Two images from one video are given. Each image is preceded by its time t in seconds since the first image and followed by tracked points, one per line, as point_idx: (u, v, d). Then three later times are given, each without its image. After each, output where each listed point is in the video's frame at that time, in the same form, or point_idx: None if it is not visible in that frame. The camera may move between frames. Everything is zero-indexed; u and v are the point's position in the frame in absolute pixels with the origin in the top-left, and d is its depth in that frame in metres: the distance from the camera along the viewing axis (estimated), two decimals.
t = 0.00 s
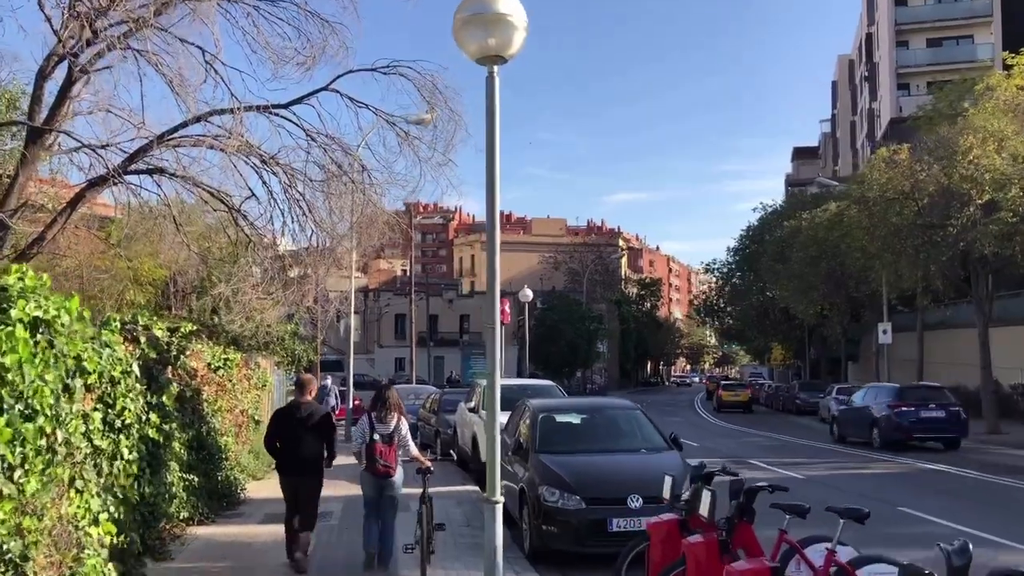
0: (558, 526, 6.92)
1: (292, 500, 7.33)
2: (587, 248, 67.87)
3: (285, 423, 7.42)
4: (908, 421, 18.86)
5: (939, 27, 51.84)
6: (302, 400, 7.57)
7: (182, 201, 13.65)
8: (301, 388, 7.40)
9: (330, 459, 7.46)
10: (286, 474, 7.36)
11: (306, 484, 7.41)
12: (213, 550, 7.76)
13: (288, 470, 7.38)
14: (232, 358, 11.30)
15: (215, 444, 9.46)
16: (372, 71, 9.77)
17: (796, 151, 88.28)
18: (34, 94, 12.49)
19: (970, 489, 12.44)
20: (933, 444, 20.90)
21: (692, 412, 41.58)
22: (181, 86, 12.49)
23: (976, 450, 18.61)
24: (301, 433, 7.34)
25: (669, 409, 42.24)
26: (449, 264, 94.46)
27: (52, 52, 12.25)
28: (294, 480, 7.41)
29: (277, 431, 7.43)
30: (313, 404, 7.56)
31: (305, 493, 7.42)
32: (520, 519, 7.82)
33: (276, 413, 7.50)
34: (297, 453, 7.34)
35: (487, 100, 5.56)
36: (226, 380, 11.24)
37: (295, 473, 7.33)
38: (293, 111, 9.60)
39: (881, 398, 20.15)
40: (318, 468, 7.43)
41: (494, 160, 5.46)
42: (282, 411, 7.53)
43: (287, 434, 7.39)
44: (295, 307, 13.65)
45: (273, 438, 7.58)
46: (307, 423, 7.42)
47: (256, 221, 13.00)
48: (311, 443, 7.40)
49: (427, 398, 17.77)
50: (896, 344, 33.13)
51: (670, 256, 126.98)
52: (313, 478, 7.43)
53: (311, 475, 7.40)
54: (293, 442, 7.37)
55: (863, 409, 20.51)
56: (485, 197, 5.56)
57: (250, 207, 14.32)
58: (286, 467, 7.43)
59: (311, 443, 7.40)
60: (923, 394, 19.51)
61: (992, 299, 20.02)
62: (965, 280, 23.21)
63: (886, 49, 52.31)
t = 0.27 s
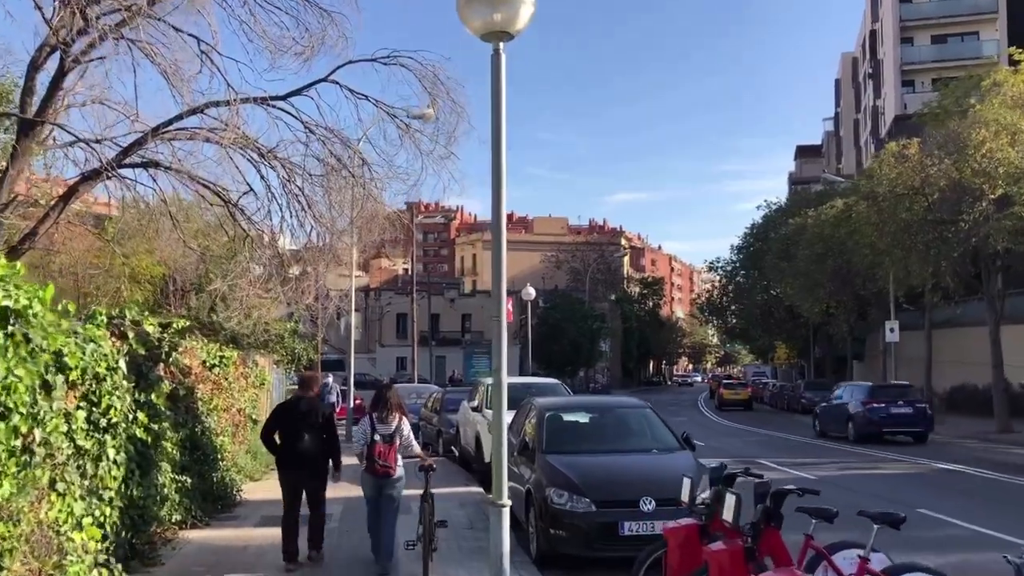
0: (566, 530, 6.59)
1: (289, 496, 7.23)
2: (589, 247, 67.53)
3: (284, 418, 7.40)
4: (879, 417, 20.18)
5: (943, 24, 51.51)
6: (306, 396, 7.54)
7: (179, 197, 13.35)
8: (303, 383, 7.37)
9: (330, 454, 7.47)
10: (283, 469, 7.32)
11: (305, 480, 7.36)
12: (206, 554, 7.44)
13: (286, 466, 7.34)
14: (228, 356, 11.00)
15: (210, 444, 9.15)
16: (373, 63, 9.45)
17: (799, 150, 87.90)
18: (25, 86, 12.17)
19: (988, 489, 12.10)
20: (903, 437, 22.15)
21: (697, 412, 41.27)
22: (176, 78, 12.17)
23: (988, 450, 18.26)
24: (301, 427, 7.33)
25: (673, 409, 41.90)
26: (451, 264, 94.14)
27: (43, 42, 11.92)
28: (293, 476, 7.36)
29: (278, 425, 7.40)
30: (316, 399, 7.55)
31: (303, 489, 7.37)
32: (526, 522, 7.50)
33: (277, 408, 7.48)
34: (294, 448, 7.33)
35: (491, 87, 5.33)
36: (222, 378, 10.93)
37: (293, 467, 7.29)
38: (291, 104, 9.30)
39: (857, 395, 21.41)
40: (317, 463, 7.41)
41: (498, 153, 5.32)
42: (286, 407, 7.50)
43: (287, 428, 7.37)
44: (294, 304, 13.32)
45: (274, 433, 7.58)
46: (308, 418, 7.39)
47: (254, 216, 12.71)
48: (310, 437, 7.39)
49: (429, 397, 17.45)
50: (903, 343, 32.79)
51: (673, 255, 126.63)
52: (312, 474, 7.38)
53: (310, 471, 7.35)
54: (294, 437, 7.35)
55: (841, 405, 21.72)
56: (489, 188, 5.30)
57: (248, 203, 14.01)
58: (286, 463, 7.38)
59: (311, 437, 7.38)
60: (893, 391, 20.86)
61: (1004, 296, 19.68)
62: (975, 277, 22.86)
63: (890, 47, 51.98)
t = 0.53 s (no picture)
0: (576, 544, 6.22)
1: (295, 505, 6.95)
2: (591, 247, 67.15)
3: (291, 423, 7.10)
4: (855, 416, 21.25)
5: (949, 22, 51.12)
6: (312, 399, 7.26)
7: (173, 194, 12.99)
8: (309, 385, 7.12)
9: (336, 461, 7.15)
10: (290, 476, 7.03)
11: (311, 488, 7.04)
12: (195, 567, 7.07)
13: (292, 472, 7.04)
14: (222, 358, 10.65)
15: (201, 449, 8.78)
16: (372, 56, 9.18)
17: (802, 150, 87.43)
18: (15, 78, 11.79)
19: (1008, 495, 11.72)
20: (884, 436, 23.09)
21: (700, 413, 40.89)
22: (171, 70, 11.80)
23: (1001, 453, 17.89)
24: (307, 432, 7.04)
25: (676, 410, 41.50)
26: (452, 263, 93.75)
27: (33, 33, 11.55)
28: (298, 485, 7.06)
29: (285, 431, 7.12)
30: (322, 403, 7.28)
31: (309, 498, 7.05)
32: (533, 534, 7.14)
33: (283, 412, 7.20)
34: (300, 454, 7.03)
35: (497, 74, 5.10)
36: (216, 381, 10.58)
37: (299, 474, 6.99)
38: (286, 98, 9.00)
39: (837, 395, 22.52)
40: (323, 470, 7.10)
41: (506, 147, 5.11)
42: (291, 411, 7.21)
43: (292, 433, 7.08)
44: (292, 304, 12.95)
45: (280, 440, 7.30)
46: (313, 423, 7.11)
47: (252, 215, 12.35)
48: (317, 444, 7.08)
49: (430, 399, 17.10)
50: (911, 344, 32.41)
51: (674, 255, 126.25)
52: (318, 482, 7.06)
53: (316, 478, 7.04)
54: (299, 443, 7.06)
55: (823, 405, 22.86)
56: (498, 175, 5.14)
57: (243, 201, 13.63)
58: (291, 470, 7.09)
59: (316, 444, 7.07)
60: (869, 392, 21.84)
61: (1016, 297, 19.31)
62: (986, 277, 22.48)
63: (895, 45, 51.60)
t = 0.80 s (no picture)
0: (590, 550, 5.91)
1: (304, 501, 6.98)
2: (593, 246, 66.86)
3: (300, 420, 7.08)
4: (836, 414, 23.96)
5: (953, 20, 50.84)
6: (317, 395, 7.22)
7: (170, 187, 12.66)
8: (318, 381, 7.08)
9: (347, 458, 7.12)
10: (302, 473, 7.05)
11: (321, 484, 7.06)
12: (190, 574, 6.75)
13: (302, 468, 7.05)
14: (220, 355, 10.33)
15: (195, 449, 8.46)
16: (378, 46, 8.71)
17: (804, 149, 87.12)
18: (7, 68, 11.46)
19: None
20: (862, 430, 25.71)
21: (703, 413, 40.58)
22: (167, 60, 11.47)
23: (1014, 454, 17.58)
24: (319, 428, 7.02)
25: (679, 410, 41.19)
26: (453, 262, 93.40)
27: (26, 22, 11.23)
28: (310, 479, 7.09)
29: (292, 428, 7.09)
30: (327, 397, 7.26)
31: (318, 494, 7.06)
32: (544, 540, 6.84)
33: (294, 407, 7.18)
34: (312, 451, 7.01)
35: (514, 86, 5.71)
36: (214, 379, 10.26)
37: (309, 471, 7.00)
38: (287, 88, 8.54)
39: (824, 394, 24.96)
40: (332, 467, 7.07)
41: (524, 154, 5.60)
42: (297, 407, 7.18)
43: (303, 429, 7.07)
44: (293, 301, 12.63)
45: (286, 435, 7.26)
46: (323, 420, 7.09)
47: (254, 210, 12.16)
48: (328, 440, 7.07)
49: (433, 398, 16.79)
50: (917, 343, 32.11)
51: (675, 255, 125.99)
52: (328, 478, 7.05)
53: (326, 475, 7.05)
54: (310, 439, 7.04)
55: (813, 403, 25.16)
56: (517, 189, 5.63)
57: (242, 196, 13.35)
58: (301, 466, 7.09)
59: (328, 440, 7.06)
60: (849, 392, 24.74)
61: None
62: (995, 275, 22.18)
63: (899, 43, 51.32)
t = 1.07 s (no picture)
0: (607, 564, 5.60)
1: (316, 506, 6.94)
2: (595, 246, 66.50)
3: (307, 422, 7.06)
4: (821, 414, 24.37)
5: (958, 19, 50.43)
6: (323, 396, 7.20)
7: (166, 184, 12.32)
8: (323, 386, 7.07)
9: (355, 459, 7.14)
10: (309, 476, 7.04)
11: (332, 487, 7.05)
12: None
13: (311, 472, 7.04)
14: (217, 357, 10.02)
15: (191, 455, 8.14)
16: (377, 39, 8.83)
17: (807, 149, 86.71)
18: None
19: None
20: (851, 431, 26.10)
21: (708, 414, 40.24)
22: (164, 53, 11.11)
23: None
24: (327, 432, 6.99)
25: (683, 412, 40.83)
26: (453, 262, 92.98)
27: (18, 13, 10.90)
28: (315, 482, 7.08)
29: (299, 431, 7.06)
30: (332, 398, 7.22)
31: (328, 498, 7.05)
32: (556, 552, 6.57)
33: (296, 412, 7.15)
34: (319, 454, 7.01)
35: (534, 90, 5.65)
36: (211, 381, 9.95)
37: (319, 475, 6.99)
38: (287, 82, 8.67)
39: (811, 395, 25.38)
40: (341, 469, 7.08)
41: (540, 145, 5.52)
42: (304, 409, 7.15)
43: (309, 433, 7.05)
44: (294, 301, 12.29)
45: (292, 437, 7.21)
46: (329, 423, 7.07)
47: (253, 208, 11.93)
48: (334, 442, 7.06)
49: (437, 400, 16.48)
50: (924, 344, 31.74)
51: (676, 255, 125.60)
52: (334, 478, 7.07)
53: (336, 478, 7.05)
54: (317, 442, 7.03)
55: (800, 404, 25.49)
56: (531, 182, 5.56)
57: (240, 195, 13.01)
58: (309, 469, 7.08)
59: (335, 442, 7.05)
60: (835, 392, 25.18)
61: None
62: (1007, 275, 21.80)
63: (904, 43, 50.94)
